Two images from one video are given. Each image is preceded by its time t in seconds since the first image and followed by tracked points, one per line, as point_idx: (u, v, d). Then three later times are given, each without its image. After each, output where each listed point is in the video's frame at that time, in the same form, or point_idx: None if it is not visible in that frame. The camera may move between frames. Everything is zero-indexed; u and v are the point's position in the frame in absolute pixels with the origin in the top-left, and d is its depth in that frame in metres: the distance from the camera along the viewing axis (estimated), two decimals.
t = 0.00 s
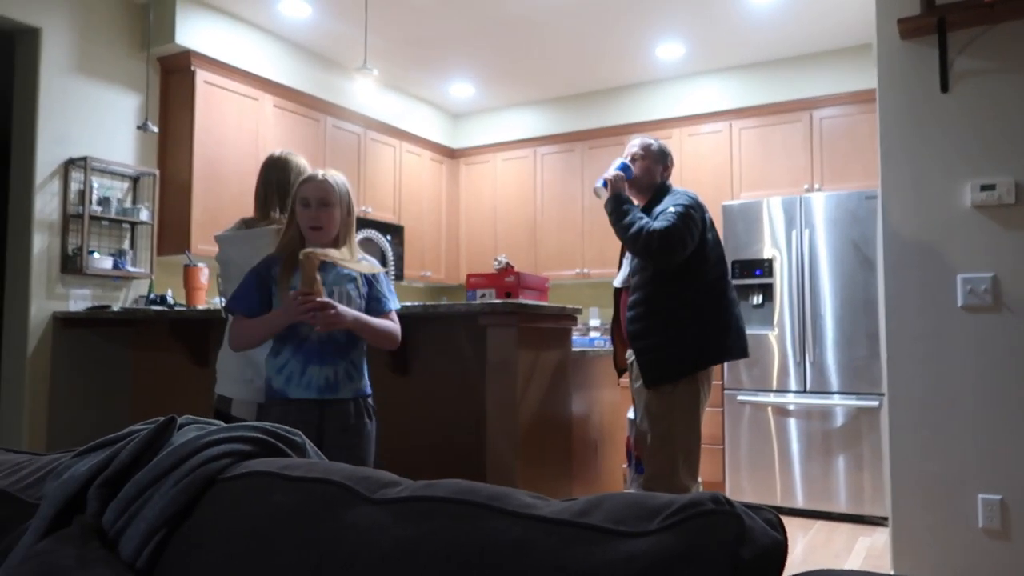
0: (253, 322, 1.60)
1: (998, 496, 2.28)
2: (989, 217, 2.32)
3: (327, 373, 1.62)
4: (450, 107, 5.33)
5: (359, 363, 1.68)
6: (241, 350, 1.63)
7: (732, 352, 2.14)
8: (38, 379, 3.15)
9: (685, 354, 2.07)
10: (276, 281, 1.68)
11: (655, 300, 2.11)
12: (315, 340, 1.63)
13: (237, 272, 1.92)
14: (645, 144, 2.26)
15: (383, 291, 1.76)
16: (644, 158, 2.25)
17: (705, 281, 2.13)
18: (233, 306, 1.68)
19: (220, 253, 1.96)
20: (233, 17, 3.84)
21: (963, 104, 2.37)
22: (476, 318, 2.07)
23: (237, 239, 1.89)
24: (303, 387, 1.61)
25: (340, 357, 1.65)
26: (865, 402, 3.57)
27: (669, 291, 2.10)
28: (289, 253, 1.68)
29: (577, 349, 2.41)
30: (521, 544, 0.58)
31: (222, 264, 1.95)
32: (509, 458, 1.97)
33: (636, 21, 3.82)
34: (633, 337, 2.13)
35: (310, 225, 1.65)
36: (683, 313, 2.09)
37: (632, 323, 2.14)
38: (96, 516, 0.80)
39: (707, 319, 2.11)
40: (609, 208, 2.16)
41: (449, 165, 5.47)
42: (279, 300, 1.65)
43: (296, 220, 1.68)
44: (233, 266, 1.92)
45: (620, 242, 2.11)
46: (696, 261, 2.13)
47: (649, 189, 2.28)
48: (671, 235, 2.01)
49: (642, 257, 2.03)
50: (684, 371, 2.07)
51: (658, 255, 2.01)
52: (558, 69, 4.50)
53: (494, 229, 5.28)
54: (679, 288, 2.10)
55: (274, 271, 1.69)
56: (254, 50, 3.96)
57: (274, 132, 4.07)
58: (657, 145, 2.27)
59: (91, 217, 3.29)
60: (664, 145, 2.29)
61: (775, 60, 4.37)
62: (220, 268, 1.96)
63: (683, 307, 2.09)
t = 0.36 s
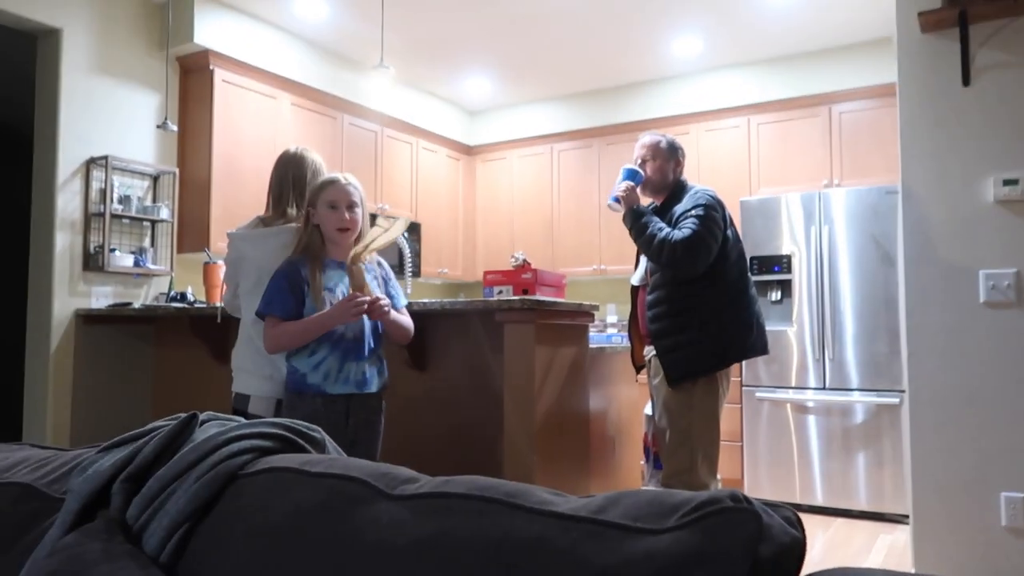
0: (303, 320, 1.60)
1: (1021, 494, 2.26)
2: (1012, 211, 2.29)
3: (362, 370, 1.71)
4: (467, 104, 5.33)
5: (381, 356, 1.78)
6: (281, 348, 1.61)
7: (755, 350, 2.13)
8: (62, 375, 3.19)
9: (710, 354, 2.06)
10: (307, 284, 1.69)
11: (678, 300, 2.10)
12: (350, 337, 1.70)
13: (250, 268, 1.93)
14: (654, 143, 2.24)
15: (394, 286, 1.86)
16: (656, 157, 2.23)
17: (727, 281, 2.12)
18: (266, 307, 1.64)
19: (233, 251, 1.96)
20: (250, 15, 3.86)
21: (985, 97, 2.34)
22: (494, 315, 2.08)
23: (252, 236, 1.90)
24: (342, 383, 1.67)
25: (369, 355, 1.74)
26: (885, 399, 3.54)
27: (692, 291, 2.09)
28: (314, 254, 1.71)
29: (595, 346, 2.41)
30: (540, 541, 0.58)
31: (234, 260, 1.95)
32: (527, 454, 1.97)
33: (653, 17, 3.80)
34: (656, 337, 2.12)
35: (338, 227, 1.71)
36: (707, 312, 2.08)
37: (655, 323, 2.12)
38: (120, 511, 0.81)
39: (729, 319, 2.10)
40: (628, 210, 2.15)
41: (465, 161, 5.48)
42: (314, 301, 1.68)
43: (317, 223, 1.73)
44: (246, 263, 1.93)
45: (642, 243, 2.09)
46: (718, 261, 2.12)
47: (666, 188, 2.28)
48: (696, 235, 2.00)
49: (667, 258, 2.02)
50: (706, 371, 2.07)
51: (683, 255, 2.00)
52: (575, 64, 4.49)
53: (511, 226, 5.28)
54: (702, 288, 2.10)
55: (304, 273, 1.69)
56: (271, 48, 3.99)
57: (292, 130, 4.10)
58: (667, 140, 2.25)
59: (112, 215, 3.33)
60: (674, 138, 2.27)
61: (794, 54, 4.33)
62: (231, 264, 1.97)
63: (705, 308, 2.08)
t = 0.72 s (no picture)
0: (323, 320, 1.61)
1: None
2: None
3: (374, 371, 1.72)
4: (478, 102, 5.33)
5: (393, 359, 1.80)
6: (300, 347, 1.62)
7: (767, 350, 2.13)
8: (79, 376, 3.23)
9: (722, 355, 2.06)
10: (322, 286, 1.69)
11: (690, 301, 2.09)
12: (363, 339, 1.73)
13: (257, 270, 1.94)
14: (657, 145, 2.22)
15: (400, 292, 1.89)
16: (659, 160, 2.23)
17: (738, 281, 2.12)
18: (282, 308, 1.65)
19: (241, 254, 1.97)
20: (263, 17, 3.88)
21: (1000, 95, 2.32)
22: (504, 315, 2.08)
23: (259, 239, 1.91)
24: (356, 384, 1.69)
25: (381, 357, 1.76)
26: (899, 398, 3.52)
27: (704, 293, 2.08)
28: (326, 257, 1.72)
29: (604, 345, 2.41)
30: (541, 553, 0.58)
31: (242, 264, 1.97)
32: (537, 454, 1.98)
33: (665, 14, 3.78)
34: (667, 338, 2.10)
35: (351, 233, 1.72)
36: (719, 313, 2.07)
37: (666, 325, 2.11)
38: (131, 519, 0.82)
39: (741, 319, 2.10)
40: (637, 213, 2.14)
41: (477, 160, 5.48)
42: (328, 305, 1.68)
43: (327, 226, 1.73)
44: (253, 266, 1.94)
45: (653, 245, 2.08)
46: (728, 262, 2.11)
47: (673, 190, 2.28)
48: (707, 238, 1.99)
49: (678, 259, 2.00)
50: (719, 372, 2.06)
51: (695, 257, 1.99)
52: (587, 62, 4.48)
53: (523, 225, 5.28)
54: (713, 289, 2.09)
55: (319, 275, 1.70)
56: (284, 50, 4.01)
57: (304, 132, 4.12)
58: (671, 139, 2.23)
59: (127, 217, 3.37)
60: (678, 137, 2.26)
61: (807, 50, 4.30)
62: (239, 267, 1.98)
63: (717, 309, 2.08)
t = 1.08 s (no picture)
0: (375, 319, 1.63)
1: None
2: None
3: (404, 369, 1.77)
4: (488, 102, 5.34)
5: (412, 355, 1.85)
6: (351, 346, 1.62)
7: (771, 348, 2.11)
8: (91, 373, 3.25)
9: (722, 355, 2.06)
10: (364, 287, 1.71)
11: (689, 302, 2.09)
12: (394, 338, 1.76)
13: (278, 271, 1.95)
14: (666, 144, 2.23)
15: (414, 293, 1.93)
16: (666, 159, 2.24)
17: (738, 279, 2.10)
18: (333, 308, 1.64)
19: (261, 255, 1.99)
20: (274, 16, 3.90)
21: (1013, 93, 2.31)
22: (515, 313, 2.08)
23: (280, 241, 1.93)
24: (392, 381, 1.72)
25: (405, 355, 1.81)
26: (911, 398, 3.50)
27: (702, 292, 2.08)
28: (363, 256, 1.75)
29: (614, 345, 2.41)
30: (554, 549, 0.58)
31: (263, 265, 1.99)
32: (547, 452, 1.98)
33: (676, 13, 3.78)
34: (668, 339, 2.12)
35: (390, 237, 1.77)
36: (718, 313, 2.07)
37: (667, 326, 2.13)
38: (146, 514, 0.83)
39: (740, 318, 2.09)
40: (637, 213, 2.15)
41: (486, 159, 5.49)
42: (372, 307, 1.70)
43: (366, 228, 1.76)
44: (275, 267, 1.96)
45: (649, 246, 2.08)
46: (728, 260, 2.10)
47: (682, 189, 2.26)
48: (696, 239, 1.99)
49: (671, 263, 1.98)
50: (718, 370, 2.07)
51: (687, 257, 1.98)
52: (596, 62, 4.47)
53: (532, 224, 5.27)
54: (712, 288, 2.09)
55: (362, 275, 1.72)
56: (294, 49, 4.03)
57: (315, 130, 4.14)
58: (680, 139, 2.24)
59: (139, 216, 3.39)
60: (689, 137, 2.26)
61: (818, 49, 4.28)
62: (260, 267, 2.00)
63: (713, 308, 2.07)
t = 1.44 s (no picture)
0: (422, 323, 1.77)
1: None
2: None
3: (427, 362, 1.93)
4: (494, 100, 5.33)
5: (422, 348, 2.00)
6: (405, 347, 1.74)
7: (767, 346, 2.09)
8: (100, 372, 3.27)
9: (713, 353, 2.07)
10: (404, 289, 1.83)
11: (681, 301, 2.12)
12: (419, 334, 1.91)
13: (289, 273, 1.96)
14: (669, 141, 2.24)
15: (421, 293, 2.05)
16: (670, 156, 2.24)
17: (730, 277, 2.11)
18: (388, 310, 1.73)
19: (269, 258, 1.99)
20: (280, 16, 3.91)
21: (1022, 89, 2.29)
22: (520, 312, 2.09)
23: (294, 242, 1.94)
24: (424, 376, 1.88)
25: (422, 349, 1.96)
26: (918, 396, 3.48)
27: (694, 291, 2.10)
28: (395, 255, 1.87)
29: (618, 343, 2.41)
30: (554, 550, 0.58)
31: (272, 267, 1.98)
32: (553, 450, 1.98)
33: (681, 10, 3.77)
34: (662, 338, 2.15)
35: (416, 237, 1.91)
36: (709, 311, 2.09)
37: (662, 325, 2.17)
38: (150, 513, 0.83)
39: (736, 315, 2.09)
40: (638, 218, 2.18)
41: (493, 157, 5.49)
42: (412, 303, 1.82)
43: (396, 228, 1.88)
44: (286, 268, 1.96)
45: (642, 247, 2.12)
46: (723, 259, 2.11)
47: (684, 187, 2.25)
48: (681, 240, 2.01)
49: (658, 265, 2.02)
50: (714, 368, 2.07)
51: (674, 256, 2.01)
52: (602, 59, 4.46)
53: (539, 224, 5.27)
54: (704, 286, 2.10)
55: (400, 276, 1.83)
56: (301, 49, 4.03)
57: (321, 130, 4.14)
58: (684, 136, 2.24)
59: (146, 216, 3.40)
60: (694, 134, 2.25)
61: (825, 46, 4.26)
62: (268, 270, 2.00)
63: (706, 307, 2.09)
